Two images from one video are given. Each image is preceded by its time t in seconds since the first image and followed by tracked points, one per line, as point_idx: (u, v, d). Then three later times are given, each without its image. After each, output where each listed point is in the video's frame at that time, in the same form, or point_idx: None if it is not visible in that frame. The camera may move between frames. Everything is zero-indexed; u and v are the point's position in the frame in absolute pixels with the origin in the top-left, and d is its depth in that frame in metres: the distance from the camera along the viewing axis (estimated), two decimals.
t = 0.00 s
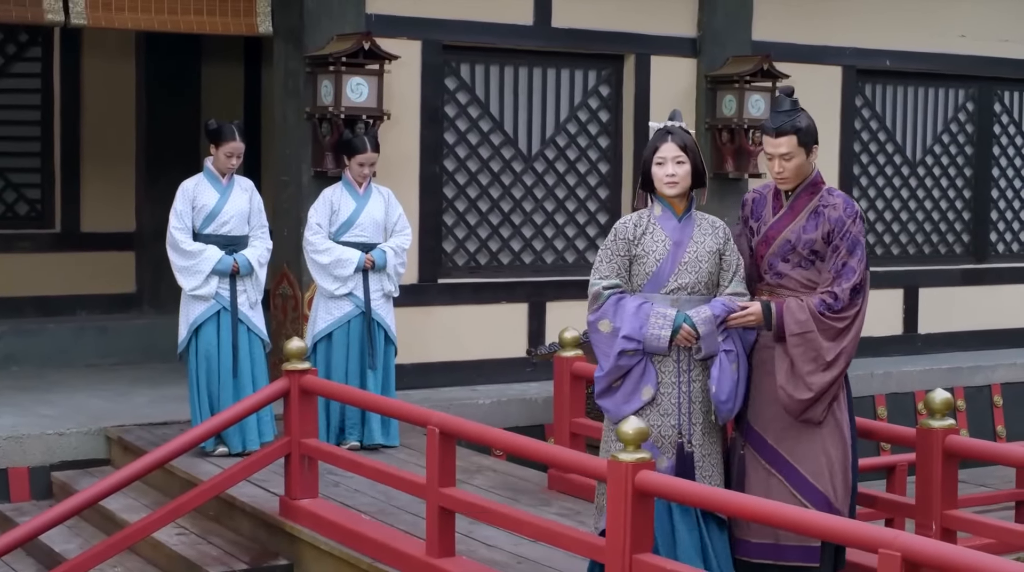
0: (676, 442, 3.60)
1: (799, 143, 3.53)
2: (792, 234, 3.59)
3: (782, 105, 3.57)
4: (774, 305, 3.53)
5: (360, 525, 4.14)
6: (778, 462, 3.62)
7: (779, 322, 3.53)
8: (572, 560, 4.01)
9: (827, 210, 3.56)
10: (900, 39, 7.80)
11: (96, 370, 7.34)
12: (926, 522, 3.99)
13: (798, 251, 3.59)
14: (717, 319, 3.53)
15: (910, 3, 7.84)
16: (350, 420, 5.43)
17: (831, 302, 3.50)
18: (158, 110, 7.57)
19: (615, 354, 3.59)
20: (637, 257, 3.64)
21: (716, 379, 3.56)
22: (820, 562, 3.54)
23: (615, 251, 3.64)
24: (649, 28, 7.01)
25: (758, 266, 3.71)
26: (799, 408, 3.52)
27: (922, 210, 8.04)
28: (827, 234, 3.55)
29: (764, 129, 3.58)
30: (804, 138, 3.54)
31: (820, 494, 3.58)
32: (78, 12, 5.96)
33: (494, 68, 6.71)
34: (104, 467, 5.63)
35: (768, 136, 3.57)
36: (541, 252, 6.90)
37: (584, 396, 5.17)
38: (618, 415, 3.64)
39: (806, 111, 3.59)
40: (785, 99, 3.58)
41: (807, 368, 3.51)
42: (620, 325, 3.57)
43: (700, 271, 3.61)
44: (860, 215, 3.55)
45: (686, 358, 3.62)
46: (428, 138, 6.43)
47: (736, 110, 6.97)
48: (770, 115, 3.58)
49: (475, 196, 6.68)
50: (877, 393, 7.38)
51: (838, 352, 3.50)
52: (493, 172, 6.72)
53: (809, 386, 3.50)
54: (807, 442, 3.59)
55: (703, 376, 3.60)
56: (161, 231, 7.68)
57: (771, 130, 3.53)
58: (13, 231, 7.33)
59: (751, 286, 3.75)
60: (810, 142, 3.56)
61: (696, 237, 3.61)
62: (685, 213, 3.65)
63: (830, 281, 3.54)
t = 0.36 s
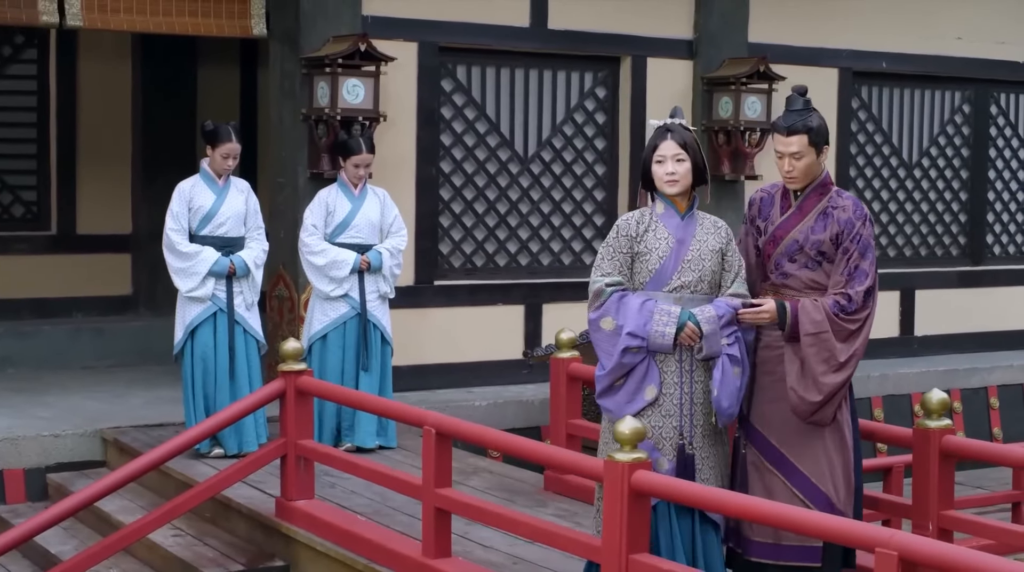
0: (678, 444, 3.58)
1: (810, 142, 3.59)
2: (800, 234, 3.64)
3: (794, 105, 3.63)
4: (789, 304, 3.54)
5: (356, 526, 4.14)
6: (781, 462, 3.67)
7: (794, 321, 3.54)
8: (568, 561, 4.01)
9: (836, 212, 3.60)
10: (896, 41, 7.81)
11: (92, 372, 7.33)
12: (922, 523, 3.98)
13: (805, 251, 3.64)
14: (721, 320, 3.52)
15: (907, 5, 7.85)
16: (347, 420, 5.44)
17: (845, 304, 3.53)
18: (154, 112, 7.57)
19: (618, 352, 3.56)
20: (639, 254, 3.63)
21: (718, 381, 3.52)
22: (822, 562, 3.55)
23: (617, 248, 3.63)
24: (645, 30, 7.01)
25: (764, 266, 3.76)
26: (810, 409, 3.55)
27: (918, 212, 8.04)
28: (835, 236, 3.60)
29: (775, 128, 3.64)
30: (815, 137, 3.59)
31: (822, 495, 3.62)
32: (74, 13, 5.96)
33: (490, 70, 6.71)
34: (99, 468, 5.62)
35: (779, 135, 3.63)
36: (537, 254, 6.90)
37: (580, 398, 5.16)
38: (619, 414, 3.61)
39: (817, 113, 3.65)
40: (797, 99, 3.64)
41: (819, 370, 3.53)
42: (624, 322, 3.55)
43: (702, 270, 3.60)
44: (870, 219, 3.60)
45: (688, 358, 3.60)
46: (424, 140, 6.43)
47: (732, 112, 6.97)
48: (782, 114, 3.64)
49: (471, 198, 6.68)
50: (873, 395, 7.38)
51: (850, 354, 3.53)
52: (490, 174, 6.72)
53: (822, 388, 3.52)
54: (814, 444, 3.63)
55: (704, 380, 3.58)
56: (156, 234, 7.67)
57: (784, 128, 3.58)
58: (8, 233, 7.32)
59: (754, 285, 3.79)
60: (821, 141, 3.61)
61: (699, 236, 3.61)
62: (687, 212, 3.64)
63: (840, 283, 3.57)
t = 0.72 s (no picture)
0: (673, 445, 3.56)
1: (813, 141, 3.60)
2: (804, 233, 3.66)
3: (799, 102, 3.64)
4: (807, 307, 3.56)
5: (353, 526, 4.13)
6: (777, 460, 3.70)
7: (813, 323, 3.55)
8: (566, 560, 4.00)
9: (840, 211, 3.62)
10: (893, 42, 7.81)
11: (89, 373, 7.33)
12: (920, 522, 3.98)
13: (807, 250, 3.66)
14: (717, 321, 3.52)
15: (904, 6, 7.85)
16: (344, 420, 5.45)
17: (861, 305, 3.55)
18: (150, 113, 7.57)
19: (611, 352, 3.55)
20: (636, 254, 3.62)
21: (707, 385, 3.51)
22: (821, 558, 3.59)
23: (615, 247, 3.63)
24: (642, 30, 7.01)
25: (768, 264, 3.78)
26: (829, 413, 3.57)
27: (916, 213, 8.04)
28: (839, 235, 3.62)
29: (779, 124, 3.65)
30: (818, 135, 3.60)
31: (819, 494, 3.65)
32: (70, 14, 5.95)
33: (488, 70, 6.70)
34: (96, 469, 5.61)
35: (783, 132, 3.64)
36: (534, 255, 6.90)
37: (578, 398, 5.15)
38: (613, 415, 3.59)
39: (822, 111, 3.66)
40: (802, 95, 3.65)
41: (840, 372, 3.54)
42: (618, 321, 3.54)
43: (700, 270, 3.59)
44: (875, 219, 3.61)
45: (684, 358, 3.58)
46: (421, 140, 6.42)
47: (730, 113, 6.97)
48: (786, 112, 3.65)
49: (468, 199, 6.68)
50: (872, 396, 7.37)
51: (868, 356, 3.55)
52: (487, 174, 6.71)
53: (844, 389, 3.54)
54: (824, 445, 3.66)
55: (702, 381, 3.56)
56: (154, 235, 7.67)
57: (787, 125, 3.60)
58: (5, 234, 7.31)
59: (757, 286, 3.82)
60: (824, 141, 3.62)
61: (697, 235, 3.60)
62: (686, 212, 3.63)
63: (852, 284, 3.59)
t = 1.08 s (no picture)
0: (672, 446, 3.55)
1: (812, 141, 3.66)
2: (807, 232, 3.71)
3: (802, 102, 3.71)
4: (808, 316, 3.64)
5: (352, 525, 4.13)
6: (773, 455, 3.80)
7: (814, 329, 3.62)
8: (566, 559, 4.00)
9: (843, 211, 3.66)
10: (893, 43, 7.81)
11: (88, 373, 7.33)
12: (920, 521, 3.98)
13: (809, 249, 3.71)
14: (717, 321, 3.49)
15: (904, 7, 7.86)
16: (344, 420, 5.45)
17: (861, 307, 3.58)
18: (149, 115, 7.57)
19: (608, 352, 3.55)
20: (637, 253, 3.61)
21: (706, 384, 3.50)
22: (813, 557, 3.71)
23: (615, 247, 3.62)
24: (642, 30, 7.01)
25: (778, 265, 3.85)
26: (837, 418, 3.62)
27: (916, 214, 8.04)
28: (840, 235, 3.66)
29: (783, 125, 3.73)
30: (818, 135, 3.65)
31: (811, 489, 3.74)
32: (68, 15, 5.95)
33: (488, 71, 6.70)
34: (96, 470, 5.61)
35: (785, 131, 3.71)
36: (534, 255, 6.89)
37: (578, 398, 5.15)
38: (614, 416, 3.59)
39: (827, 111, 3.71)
40: (804, 96, 3.71)
41: (845, 375, 3.59)
42: (616, 322, 3.53)
43: (700, 269, 3.56)
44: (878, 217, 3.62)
45: (684, 358, 3.57)
46: (421, 141, 6.42)
47: (729, 114, 6.96)
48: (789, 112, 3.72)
49: (468, 199, 6.67)
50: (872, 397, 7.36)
51: (874, 357, 3.58)
52: (486, 175, 6.71)
53: (847, 391, 3.59)
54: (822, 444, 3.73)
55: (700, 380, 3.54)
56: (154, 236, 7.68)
57: (787, 124, 3.67)
58: (4, 235, 7.31)
59: (765, 283, 3.90)
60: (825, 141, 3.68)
61: (698, 234, 3.57)
62: (688, 209, 3.60)
63: (856, 286, 3.62)
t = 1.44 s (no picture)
0: (678, 446, 3.49)
1: (802, 139, 3.72)
2: (801, 230, 3.80)
3: (796, 101, 3.77)
4: (782, 310, 3.74)
5: (350, 526, 4.12)
6: (767, 453, 3.87)
7: (785, 323, 3.72)
8: (563, 559, 4.00)
9: (835, 209, 3.73)
10: (891, 45, 7.81)
11: (86, 375, 7.33)
12: (918, 520, 3.97)
13: (802, 247, 3.79)
14: (723, 319, 3.42)
15: (902, 8, 7.85)
16: (343, 420, 5.45)
17: (833, 303, 3.65)
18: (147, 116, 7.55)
19: (612, 352, 3.49)
20: (643, 253, 3.55)
21: (710, 385, 3.41)
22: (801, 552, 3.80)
23: (621, 247, 3.56)
24: (640, 31, 7.01)
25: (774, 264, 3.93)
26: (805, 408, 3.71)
27: (914, 216, 8.04)
28: (831, 233, 3.73)
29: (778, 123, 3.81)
30: (808, 133, 3.72)
31: (796, 488, 3.79)
32: (66, 15, 5.94)
33: (486, 72, 6.70)
34: (93, 470, 5.60)
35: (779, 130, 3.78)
36: (532, 256, 6.89)
37: (576, 399, 5.15)
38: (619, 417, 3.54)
39: (821, 109, 3.76)
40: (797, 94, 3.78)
41: (811, 369, 3.68)
42: (621, 321, 3.47)
43: (705, 268, 3.49)
44: (867, 217, 3.68)
45: (690, 357, 3.49)
46: (420, 142, 6.42)
47: (727, 115, 6.96)
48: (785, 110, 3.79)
49: (466, 200, 6.67)
50: (870, 398, 7.36)
51: (839, 354, 3.66)
52: (485, 176, 6.70)
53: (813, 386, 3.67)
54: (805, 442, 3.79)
55: (706, 380, 3.46)
56: (153, 238, 7.69)
57: (779, 122, 3.74)
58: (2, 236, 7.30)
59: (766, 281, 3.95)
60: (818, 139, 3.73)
61: (704, 232, 3.50)
62: (694, 207, 3.53)
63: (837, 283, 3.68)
